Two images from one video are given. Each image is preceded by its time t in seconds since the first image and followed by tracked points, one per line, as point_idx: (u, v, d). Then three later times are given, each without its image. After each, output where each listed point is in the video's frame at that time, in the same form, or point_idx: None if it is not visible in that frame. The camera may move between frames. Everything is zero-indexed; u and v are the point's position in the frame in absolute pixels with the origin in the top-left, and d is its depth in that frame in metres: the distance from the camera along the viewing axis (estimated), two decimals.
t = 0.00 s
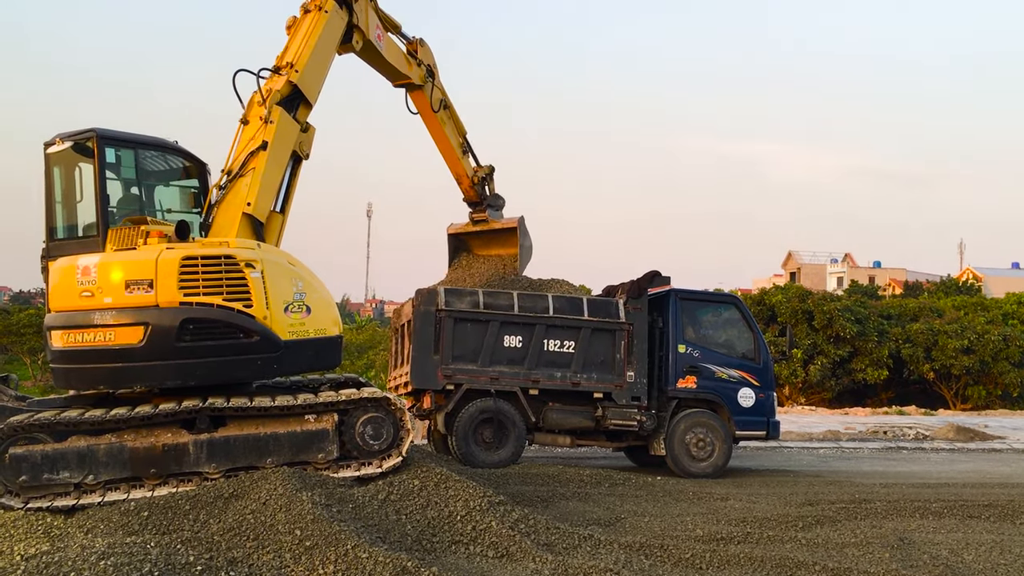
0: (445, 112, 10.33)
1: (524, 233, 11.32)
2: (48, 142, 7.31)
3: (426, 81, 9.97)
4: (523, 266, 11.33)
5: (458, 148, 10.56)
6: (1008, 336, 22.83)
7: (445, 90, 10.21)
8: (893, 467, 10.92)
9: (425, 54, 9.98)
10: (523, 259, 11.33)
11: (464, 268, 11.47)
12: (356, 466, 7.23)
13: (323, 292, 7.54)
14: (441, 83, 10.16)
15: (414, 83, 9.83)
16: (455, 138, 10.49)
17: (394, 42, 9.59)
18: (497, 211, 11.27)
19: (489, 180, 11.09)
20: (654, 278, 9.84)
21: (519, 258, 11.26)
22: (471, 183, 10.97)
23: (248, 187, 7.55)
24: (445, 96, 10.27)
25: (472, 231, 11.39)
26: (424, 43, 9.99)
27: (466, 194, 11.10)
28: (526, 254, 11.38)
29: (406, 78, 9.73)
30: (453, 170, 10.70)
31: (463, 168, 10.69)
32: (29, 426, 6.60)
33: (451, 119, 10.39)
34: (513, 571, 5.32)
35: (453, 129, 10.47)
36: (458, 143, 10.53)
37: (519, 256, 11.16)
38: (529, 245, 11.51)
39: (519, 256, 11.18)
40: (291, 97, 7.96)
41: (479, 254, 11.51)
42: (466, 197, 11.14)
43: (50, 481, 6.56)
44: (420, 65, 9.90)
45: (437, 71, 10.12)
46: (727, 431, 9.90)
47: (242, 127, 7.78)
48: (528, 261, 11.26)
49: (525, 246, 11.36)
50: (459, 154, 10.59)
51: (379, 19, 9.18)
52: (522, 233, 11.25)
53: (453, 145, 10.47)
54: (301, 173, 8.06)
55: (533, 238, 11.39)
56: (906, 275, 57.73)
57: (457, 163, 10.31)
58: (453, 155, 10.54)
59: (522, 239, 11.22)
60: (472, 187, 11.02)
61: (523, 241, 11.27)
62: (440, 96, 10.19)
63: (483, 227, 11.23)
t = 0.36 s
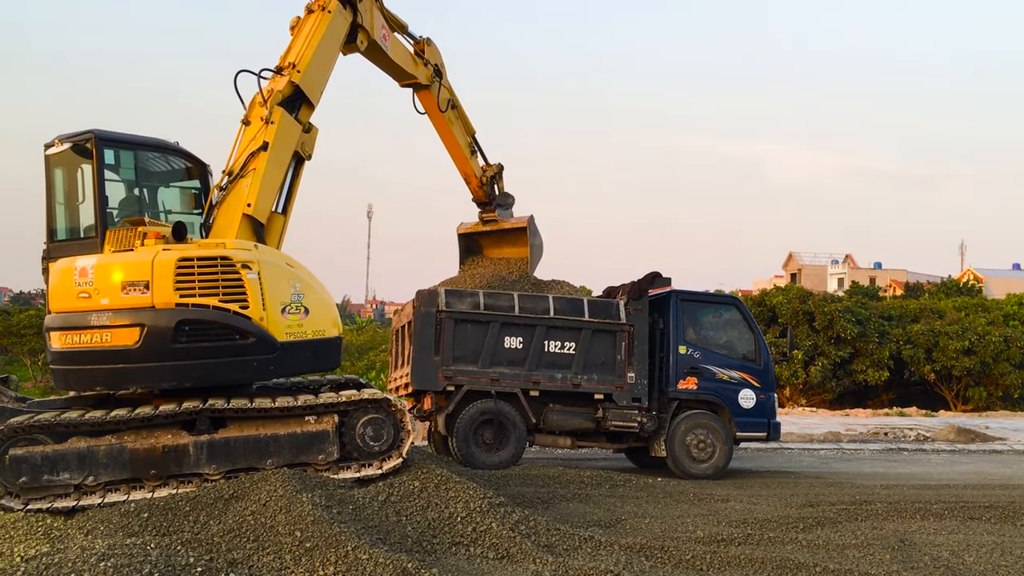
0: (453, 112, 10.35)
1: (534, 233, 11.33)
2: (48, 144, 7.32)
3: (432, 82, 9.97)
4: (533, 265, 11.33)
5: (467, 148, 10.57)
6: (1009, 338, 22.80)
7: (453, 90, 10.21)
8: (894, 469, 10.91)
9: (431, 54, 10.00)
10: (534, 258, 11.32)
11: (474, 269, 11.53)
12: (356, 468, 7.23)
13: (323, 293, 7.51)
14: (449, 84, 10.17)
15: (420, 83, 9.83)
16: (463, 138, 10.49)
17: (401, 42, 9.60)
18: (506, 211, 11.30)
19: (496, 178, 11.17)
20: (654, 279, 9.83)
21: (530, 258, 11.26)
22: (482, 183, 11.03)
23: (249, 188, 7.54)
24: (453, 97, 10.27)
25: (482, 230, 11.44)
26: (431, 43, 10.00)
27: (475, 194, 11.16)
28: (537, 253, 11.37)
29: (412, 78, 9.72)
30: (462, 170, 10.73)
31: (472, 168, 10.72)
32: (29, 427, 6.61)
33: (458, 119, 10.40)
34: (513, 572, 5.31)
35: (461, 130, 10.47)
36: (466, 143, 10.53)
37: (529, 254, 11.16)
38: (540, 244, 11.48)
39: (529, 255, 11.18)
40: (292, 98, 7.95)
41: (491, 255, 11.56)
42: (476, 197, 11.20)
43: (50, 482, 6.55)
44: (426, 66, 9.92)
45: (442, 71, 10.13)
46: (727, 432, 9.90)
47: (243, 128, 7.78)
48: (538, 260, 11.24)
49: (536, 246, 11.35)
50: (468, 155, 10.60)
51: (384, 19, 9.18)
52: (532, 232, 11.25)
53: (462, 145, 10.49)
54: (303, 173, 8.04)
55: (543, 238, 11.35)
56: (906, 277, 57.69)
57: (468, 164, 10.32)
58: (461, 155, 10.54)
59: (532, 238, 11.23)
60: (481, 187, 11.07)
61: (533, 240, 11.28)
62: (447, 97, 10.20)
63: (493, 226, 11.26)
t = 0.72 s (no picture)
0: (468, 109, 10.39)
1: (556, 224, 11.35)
2: (46, 148, 7.35)
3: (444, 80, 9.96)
4: (558, 259, 11.38)
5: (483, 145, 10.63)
6: (1007, 340, 22.84)
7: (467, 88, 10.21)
8: (892, 471, 10.92)
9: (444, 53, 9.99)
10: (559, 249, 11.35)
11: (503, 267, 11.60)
12: (354, 470, 7.23)
13: (318, 295, 7.49)
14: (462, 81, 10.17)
15: (432, 83, 9.83)
16: (479, 135, 10.55)
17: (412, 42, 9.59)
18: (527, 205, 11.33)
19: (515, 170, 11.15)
20: (652, 282, 9.85)
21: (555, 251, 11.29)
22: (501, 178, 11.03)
23: (247, 190, 7.54)
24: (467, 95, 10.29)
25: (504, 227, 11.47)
26: (443, 42, 9.99)
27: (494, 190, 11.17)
28: (562, 244, 11.40)
29: (424, 78, 9.71)
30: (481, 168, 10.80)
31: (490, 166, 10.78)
32: (27, 429, 6.61)
33: (473, 117, 10.43)
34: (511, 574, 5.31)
35: (475, 127, 10.50)
36: (481, 140, 10.59)
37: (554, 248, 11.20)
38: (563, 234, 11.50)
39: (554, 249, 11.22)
40: (293, 99, 7.95)
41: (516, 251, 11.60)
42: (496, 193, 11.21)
43: (48, 484, 6.55)
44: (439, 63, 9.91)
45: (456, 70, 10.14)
46: (725, 435, 9.91)
47: (244, 130, 7.79)
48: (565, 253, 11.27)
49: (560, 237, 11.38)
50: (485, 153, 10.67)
51: (393, 19, 9.16)
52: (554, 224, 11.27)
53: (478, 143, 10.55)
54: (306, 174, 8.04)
55: (567, 226, 11.35)
56: (904, 280, 57.76)
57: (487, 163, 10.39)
58: (477, 153, 10.60)
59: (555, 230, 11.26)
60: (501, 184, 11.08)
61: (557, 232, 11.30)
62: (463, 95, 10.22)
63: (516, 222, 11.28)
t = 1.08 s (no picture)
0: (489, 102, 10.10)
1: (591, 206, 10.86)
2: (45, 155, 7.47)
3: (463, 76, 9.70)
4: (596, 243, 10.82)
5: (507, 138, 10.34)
6: (1003, 345, 22.89)
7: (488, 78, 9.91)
8: (890, 475, 10.93)
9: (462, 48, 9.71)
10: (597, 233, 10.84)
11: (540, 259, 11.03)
12: (352, 474, 7.22)
13: (308, 297, 7.44)
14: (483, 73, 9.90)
15: (450, 79, 9.58)
16: (502, 127, 10.22)
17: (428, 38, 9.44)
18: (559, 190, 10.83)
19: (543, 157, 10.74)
20: (650, 286, 9.86)
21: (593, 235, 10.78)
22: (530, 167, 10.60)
23: (245, 192, 7.54)
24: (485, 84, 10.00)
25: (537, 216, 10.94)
26: (461, 36, 9.71)
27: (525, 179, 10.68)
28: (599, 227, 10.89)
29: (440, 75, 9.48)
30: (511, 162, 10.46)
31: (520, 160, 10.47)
32: (25, 433, 6.59)
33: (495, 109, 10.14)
34: None
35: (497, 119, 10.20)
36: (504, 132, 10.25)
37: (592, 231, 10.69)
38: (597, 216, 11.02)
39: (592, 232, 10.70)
40: (295, 101, 7.93)
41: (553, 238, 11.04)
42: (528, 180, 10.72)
43: (45, 488, 6.53)
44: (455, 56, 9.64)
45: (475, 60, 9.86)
46: (723, 439, 9.91)
47: (244, 132, 7.80)
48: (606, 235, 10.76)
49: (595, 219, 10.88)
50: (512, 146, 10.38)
51: (405, 15, 9.04)
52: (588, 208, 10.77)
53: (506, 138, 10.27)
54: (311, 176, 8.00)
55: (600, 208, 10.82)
56: (901, 284, 57.87)
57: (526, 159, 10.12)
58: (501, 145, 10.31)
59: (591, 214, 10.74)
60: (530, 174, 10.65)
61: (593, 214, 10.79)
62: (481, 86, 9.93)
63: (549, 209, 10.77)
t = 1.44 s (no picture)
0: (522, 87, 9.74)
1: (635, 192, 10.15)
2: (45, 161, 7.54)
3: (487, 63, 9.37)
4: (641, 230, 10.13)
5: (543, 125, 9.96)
6: (1000, 348, 22.93)
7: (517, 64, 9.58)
8: (887, 478, 10.93)
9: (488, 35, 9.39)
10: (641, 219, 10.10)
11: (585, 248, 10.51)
12: (349, 478, 7.20)
13: (293, 301, 7.34)
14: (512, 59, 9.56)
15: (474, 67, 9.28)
16: (534, 114, 9.84)
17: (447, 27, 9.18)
18: (601, 176, 10.27)
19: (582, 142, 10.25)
20: (647, 289, 9.87)
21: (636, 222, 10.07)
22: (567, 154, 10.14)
23: (239, 194, 7.52)
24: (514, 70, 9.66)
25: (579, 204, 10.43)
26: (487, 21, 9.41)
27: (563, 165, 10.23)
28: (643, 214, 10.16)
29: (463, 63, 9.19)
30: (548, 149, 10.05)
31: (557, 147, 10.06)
32: (21, 437, 6.56)
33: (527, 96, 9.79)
34: None
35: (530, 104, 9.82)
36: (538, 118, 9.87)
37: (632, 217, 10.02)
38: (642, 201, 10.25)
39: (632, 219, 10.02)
40: (294, 99, 7.81)
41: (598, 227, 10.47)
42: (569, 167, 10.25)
43: (42, 493, 6.52)
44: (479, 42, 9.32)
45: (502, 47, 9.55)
46: (720, 442, 9.91)
47: (243, 133, 7.78)
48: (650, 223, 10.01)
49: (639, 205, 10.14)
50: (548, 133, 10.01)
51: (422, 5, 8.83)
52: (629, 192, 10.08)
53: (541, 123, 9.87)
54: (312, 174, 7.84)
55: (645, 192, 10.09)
56: (898, 287, 57.92)
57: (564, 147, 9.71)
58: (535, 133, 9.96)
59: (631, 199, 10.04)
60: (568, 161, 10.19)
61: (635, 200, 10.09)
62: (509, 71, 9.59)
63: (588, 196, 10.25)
